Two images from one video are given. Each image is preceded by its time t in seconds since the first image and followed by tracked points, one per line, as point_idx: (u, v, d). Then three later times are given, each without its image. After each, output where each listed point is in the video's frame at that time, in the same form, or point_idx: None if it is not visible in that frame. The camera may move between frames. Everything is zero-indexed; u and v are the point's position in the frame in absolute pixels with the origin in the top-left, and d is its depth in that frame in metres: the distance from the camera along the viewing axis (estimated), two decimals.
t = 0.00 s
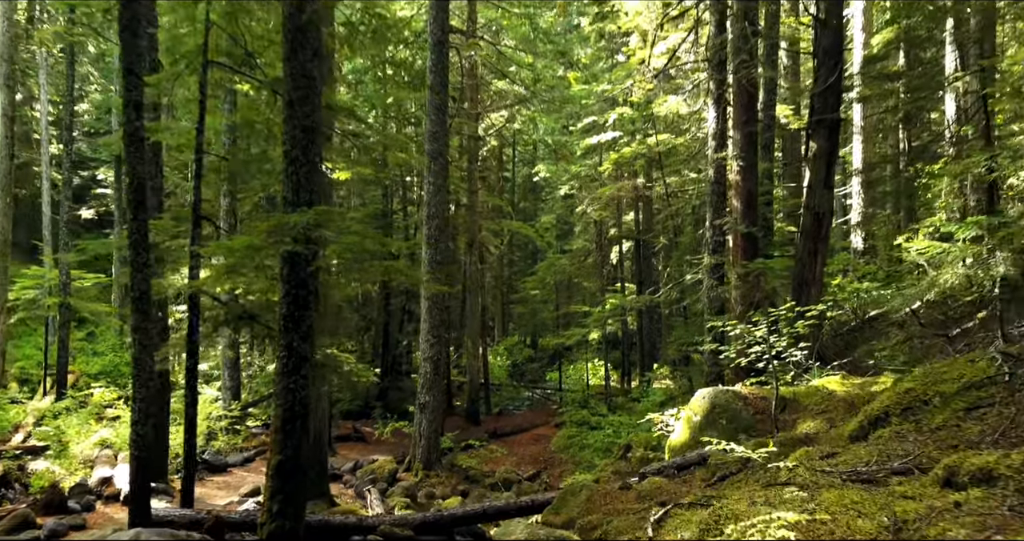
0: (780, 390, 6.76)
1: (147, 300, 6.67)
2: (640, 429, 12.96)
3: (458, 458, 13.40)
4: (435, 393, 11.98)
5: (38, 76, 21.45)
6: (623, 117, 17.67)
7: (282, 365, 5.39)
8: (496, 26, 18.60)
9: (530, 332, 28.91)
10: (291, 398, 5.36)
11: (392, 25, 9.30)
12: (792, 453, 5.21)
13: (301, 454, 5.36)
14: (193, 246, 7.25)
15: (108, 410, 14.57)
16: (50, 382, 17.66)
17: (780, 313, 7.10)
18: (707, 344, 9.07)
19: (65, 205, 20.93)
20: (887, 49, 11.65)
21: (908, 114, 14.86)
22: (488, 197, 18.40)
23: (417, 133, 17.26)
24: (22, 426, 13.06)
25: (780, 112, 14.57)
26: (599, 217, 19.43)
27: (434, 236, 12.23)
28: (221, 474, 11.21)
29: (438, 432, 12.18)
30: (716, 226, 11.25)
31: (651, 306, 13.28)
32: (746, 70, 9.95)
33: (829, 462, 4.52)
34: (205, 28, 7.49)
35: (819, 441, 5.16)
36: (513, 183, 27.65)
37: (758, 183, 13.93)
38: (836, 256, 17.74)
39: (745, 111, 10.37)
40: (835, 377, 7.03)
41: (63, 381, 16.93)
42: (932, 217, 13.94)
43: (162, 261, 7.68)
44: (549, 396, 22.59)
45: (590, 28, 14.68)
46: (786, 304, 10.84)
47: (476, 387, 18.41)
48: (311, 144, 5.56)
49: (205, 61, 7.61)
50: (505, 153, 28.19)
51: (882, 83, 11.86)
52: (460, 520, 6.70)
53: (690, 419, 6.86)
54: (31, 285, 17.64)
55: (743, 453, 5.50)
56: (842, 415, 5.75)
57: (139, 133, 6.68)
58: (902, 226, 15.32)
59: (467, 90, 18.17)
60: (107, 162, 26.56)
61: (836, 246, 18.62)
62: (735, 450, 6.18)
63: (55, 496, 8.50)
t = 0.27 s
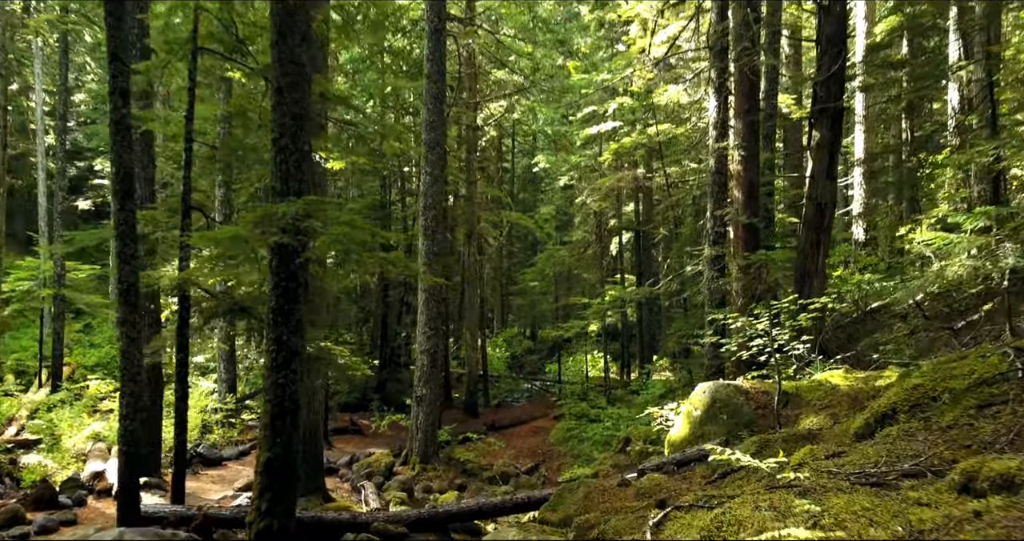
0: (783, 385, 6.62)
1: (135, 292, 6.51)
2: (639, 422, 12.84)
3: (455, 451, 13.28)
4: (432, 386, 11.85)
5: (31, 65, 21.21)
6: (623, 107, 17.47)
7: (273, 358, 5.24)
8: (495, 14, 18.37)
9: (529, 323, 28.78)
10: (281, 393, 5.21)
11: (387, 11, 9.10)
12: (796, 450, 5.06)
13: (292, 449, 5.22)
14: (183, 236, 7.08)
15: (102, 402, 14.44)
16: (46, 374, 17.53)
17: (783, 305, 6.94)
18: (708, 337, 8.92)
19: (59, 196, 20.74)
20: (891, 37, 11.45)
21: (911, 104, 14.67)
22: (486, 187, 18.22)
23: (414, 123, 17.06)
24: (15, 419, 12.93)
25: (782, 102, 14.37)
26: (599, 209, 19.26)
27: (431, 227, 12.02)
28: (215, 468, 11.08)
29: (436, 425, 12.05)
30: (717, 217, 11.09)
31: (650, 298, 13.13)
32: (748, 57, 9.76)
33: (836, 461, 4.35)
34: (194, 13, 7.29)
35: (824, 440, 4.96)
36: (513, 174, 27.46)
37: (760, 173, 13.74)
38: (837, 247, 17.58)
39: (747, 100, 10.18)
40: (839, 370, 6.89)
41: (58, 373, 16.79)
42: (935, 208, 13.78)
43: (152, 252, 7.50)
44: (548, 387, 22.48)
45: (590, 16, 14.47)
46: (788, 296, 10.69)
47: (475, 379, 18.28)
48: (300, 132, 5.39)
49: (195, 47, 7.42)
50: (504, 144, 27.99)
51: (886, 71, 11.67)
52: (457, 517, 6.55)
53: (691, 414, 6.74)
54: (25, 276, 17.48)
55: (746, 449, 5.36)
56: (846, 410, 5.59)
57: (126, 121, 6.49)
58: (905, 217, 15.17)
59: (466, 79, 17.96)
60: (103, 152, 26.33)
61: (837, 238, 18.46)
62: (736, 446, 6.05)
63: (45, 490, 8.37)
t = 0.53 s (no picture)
0: (786, 379, 6.44)
1: (120, 284, 6.31)
2: (639, 414, 12.70)
3: (452, 444, 13.14)
4: (428, 378, 11.69)
5: (25, 53, 20.92)
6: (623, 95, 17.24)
7: (259, 352, 5.07)
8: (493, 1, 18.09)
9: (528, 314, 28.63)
10: (267, 388, 5.04)
11: None
12: (800, 448, 4.86)
13: (279, 446, 5.05)
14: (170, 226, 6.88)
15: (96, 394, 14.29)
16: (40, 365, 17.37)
17: (786, 297, 6.76)
18: (708, 328, 8.75)
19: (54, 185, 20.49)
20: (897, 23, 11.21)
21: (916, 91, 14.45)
22: (484, 177, 18.00)
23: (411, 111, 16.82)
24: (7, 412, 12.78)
25: (784, 90, 14.14)
26: (599, 198, 19.06)
27: (427, 216, 11.82)
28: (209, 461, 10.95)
29: (432, 417, 11.89)
30: (718, 207, 10.89)
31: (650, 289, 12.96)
32: (751, 42, 9.53)
33: (840, 458, 4.15)
34: None
35: (831, 440, 4.69)
36: (512, 163, 27.23)
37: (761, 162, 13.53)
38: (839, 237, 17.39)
39: (749, 87, 9.95)
40: (843, 363, 6.72)
41: (52, 364, 16.62)
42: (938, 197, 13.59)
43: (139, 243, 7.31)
44: (547, 378, 22.35)
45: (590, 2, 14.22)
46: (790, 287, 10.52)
47: (473, 370, 18.13)
48: (287, 118, 5.19)
49: (181, 31, 7.18)
50: (503, 133, 27.75)
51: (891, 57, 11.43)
52: (451, 514, 6.41)
53: (691, 409, 6.59)
54: (19, 267, 17.28)
55: (747, 446, 5.18)
56: (852, 407, 5.41)
57: (109, 107, 6.26)
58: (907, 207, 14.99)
59: (463, 66, 17.71)
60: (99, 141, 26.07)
61: (839, 228, 18.27)
62: (737, 442, 5.89)
63: (33, 485, 8.22)
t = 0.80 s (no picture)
0: (789, 374, 6.30)
1: (106, 276, 6.12)
2: (638, 408, 12.60)
3: (449, 437, 13.02)
4: (425, 371, 11.56)
5: (18, 42, 20.60)
6: (623, 85, 17.03)
7: (246, 347, 4.92)
8: None
9: (527, 305, 28.52)
10: (255, 385, 4.89)
11: None
12: (804, 446, 4.69)
13: (268, 444, 4.92)
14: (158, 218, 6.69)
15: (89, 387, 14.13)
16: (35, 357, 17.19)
17: (789, 291, 6.61)
18: (709, 321, 8.61)
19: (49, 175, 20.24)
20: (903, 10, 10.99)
21: (919, 81, 14.25)
22: (483, 167, 17.81)
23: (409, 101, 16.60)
24: None
25: (786, 78, 13.92)
26: (598, 189, 18.91)
27: (424, 207, 11.64)
28: (203, 455, 10.82)
29: (429, 411, 11.76)
30: (719, 198, 10.71)
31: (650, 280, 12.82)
32: (754, 30, 9.31)
33: (845, 458, 3.97)
34: None
35: (837, 440, 4.48)
36: (511, 154, 27.01)
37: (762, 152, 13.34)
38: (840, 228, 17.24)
39: (750, 75, 9.77)
40: (847, 358, 6.57)
41: (46, 357, 16.44)
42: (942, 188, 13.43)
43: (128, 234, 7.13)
44: (546, 370, 22.26)
45: None
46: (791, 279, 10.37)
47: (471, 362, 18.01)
48: (275, 105, 5.00)
49: (169, 16, 6.94)
50: (502, 123, 27.53)
51: (897, 46, 11.22)
52: (446, 512, 6.30)
53: (692, 404, 6.46)
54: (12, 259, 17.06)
55: (749, 443, 5.03)
56: (858, 404, 5.24)
57: (94, 95, 6.04)
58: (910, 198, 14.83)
59: (461, 56, 17.48)
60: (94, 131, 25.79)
61: (840, 219, 18.11)
62: (739, 439, 5.76)
63: (22, 481, 8.07)
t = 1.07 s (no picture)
0: (792, 368, 6.13)
1: (89, 267, 5.93)
2: (638, 400, 12.45)
3: (447, 430, 12.88)
4: (421, 364, 11.40)
5: (11, 30, 20.32)
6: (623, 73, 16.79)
7: (231, 342, 4.74)
8: None
9: (527, 296, 28.36)
10: (239, 381, 4.72)
11: None
12: (809, 444, 4.51)
13: (254, 441, 4.76)
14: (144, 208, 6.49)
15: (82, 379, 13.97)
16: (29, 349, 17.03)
17: (792, 283, 6.43)
18: (710, 313, 8.44)
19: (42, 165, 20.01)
20: None
21: (923, 68, 14.02)
22: (481, 157, 17.60)
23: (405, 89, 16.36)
24: None
25: (789, 66, 13.68)
26: (598, 179, 18.69)
27: (419, 197, 11.43)
28: (196, 448, 10.68)
29: (426, 403, 11.60)
30: (721, 187, 10.52)
31: (649, 271, 12.64)
32: (757, 15, 9.09)
33: (854, 460, 3.79)
34: None
35: (844, 439, 4.30)
36: (511, 143, 26.78)
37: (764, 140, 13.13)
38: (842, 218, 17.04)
39: (753, 62, 9.56)
40: (852, 352, 6.41)
41: (40, 349, 16.27)
42: (946, 177, 13.23)
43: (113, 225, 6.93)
44: (546, 361, 22.12)
45: None
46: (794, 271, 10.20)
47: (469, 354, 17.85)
48: (259, 90, 4.81)
49: None
50: (501, 113, 27.27)
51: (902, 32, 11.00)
52: (440, 509, 6.15)
53: (692, 399, 6.30)
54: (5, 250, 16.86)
55: (752, 441, 4.86)
56: (864, 400, 5.07)
57: (75, 80, 5.83)
58: (914, 188, 14.62)
59: (459, 43, 17.22)
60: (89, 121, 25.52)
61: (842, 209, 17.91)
62: (740, 435, 5.60)
63: (9, 476, 7.91)
